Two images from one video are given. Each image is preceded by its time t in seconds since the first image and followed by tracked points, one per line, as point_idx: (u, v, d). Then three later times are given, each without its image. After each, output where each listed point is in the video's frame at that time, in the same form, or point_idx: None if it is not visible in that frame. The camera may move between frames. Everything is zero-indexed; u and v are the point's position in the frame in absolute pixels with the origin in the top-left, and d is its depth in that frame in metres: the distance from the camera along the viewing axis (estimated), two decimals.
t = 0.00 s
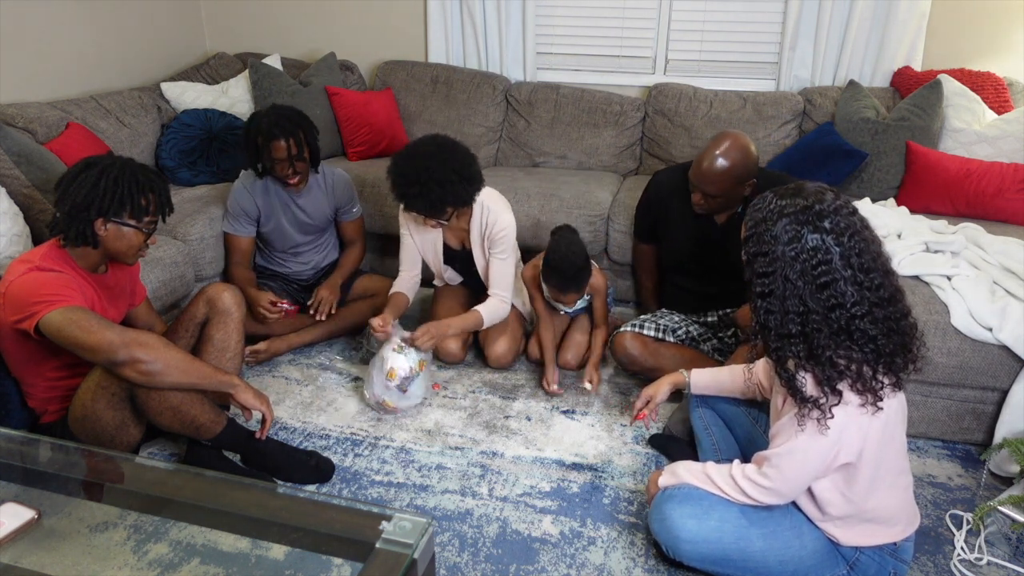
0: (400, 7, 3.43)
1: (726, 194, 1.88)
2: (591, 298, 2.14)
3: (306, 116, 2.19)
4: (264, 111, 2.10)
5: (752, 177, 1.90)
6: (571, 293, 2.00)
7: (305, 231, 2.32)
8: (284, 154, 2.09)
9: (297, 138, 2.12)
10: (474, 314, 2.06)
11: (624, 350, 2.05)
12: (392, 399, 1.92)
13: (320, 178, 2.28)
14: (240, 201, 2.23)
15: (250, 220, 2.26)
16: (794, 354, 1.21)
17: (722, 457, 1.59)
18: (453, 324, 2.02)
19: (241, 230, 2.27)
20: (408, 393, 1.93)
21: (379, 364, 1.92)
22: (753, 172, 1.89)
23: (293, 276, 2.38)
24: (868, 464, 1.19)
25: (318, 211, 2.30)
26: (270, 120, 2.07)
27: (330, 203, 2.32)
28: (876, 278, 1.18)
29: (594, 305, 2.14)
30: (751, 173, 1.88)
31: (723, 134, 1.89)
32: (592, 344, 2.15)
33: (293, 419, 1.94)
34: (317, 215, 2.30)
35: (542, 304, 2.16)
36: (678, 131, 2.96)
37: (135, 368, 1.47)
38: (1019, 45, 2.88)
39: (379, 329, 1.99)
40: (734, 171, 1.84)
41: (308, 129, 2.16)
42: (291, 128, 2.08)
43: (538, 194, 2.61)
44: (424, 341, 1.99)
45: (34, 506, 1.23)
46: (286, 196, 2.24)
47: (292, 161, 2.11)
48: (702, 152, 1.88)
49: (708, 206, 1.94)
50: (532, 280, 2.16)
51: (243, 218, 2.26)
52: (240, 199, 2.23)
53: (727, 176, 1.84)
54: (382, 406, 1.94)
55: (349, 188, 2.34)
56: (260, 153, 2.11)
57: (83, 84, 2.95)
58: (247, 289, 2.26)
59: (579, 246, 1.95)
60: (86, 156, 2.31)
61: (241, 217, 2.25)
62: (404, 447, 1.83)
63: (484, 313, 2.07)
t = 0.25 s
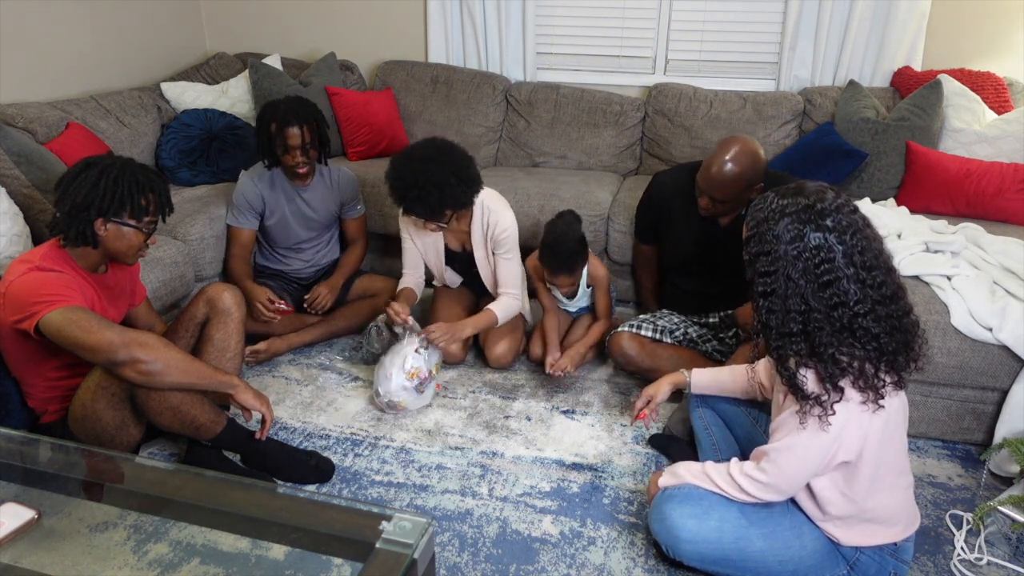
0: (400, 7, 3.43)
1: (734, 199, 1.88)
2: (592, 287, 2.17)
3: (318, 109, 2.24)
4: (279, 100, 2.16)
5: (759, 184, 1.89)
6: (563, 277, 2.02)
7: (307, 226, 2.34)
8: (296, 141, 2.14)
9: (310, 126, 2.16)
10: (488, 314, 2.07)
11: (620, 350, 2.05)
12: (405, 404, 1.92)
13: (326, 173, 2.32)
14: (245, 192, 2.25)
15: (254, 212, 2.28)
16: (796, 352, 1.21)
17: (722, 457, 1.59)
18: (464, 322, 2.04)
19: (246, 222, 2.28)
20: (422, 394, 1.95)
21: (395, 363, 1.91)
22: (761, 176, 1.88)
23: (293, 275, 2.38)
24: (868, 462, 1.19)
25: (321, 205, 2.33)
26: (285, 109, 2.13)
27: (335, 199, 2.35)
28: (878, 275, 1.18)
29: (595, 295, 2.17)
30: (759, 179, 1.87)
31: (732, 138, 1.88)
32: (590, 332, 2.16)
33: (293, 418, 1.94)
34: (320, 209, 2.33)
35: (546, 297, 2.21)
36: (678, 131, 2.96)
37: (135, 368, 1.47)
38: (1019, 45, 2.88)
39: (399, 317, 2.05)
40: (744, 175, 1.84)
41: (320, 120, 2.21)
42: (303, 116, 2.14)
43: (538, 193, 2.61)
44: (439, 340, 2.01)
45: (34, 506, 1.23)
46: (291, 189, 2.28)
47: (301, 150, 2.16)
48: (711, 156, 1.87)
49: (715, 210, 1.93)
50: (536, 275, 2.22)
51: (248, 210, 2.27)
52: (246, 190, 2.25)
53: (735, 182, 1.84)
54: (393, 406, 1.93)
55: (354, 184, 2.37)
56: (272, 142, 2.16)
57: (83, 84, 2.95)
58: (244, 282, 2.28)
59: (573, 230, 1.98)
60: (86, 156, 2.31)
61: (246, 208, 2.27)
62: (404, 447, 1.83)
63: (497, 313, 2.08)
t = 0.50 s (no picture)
0: (400, 7, 3.43)
1: (726, 211, 1.88)
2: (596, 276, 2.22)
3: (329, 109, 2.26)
4: (290, 95, 2.19)
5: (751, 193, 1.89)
6: (561, 254, 2.00)
7: (309, 223, 2.34)
8: (304, 136, 2.15)
9: (319, 122, 2.18)
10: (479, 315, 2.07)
11: (622, 349, 2.05)
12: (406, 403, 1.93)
13: (330, 171, 2.33)
14: (248, 187, 2.25)
15: (256, 207, 2.27)
16: (798, 351, 1.21)
17: (723, 457, 1.59)
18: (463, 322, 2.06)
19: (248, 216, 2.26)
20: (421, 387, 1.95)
21: (388, 363, 1.89)
22: (752, 186, 1.88)
23: (294, 274, 2.39)
24: (869, 462, 1.19)
25: (324, 204, 2.33)
26: (293, 104, 2.15)
27: (337, 197, 2.35)
28: (880, 274, 1.18)
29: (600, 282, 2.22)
30: (750, 189, 1.87)
31: (721, 150, 1.88)
32: (594, 323, 2.21)
33: (293, 418, 1.94)
34: (323, 207, 2.33)
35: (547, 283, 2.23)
36: (678, 131, 2.96)
37: (135, 368, 1.47)
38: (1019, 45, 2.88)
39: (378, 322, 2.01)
40: (735, 186, 1.84)
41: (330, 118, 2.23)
42: (313, 112, 2.16)
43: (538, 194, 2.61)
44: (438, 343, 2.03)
45: (34, 506, 1.23)
46: (295, 185, 2.28)
47: (306, 146, 2.17)
48: (702, 168, 1.87)
49: (709, 221, 1.94)
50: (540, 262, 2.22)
51: (250, 205, 2.26)
52: (250, 185, 2.25)
53: (728, 194, 1.84)
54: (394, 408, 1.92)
55: (356, 183, 2.38)
56: (280, 135, 2.17)
57: (82, 84, 2.95)
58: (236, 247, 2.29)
59: (578, 209, 1.99)
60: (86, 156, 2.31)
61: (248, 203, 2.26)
62: (404, 447, 1.83)
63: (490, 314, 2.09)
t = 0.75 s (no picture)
0: (400, 7, 3.43)
1: (720, 203, 1.88)
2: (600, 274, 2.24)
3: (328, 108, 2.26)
4: (289, 94, 2.18)
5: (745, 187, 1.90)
6: (567, 244, 1.98)
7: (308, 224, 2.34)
8: (303, 135, 2.16)
9: (319, 121, 2.18)
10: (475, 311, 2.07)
11: (621, 360, 2.05)
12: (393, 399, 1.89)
13: (328, 171, 2.33)
14: (247, 188, 2.24)
15: (256, 209, 2.27)
16: (798, 351, 1.21)
17: (723, 457, 1.59)
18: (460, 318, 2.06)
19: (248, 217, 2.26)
20: (409, 387, 1.92)
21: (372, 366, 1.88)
22: (745, 179, 1.89)
23: (293, 274, 2.39)
24: (869, 462, 1.19)
25: (324, 203, 2.33)
26: (293, 103, 2.15)
27: (337, 197, 2.35)
28: (880, 274, 1.18)
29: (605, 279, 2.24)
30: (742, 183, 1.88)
31: (716, 142, 1.88)
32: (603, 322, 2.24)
33: (292, 418, 1.94)
34: (322, 207, 2.33)
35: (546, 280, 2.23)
36: (678, 131, 2.96)
37: (135, 368, 1.47)
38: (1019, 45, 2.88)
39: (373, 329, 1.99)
40: (729, 180, 1.84)
41: (330, 117, 2.24)
42: (314, 111, 2.16)
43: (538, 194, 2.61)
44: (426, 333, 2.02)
45: (34, 507, 1.23)
46: (294, 186, 2.28)
47: (305, 145, 2.17)
48: (696, 161, 1.87)
49: (701, 214, 1.93)
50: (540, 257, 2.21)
51: (249, 206, 2.26)
52: (248, 186, 2.24)
53: (722, 186, 1.84)
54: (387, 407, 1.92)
55: (355, 182, 2.38)
56: (279, 135, 2.17)
57: (82, 84, 2.95)
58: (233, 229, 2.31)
59: (585, 198, 2.00)
60: (86, 156, 2.31)
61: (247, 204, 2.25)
62: (404, 447, 1.83)
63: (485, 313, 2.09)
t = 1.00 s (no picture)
0: (400, 7, 3.43)
1: (740, 200, 1.88)
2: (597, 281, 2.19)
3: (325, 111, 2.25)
4: (284, 98, 2.18)
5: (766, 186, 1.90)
6: (568, 252, 1.96)
7: (308, 225, 2.35)
8: (298, 138, 2.15)
9: (314, 123, 2.17)
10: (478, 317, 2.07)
11: (627, 347, 2.04)
12: (399, 412, 1.91)
13: (328, 172, 2.33)
14: (247, 190, 2.25)
15: (256, 211, 2.28)
16: (797, 351, 1.21)
17: (723, 457, 1.59)
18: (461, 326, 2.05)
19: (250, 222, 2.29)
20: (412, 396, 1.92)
21: (377, 382, 1.85)
22: (767, 178, 1.88)
23: (293, 275, 2.39)
24: (869, 462, 1.19)
25: (323, 204, 2.33)
26: (287, 106, 2.14)
27: (336, 198, 2.35)
28: (879, 274, 1.18)
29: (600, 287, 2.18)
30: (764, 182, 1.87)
31: (738, 140, 1.88)
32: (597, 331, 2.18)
33: (292, 418, 1.94)
34: (321, 208, 2.34)
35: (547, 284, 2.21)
36: (678, 131, 2.96)
37: (135, 369, 1.47)
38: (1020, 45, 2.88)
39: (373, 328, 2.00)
40: (750, 179, 1.84)
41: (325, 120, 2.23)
42: (308, 113, 2.15)
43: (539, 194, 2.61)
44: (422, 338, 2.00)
45: (34, 506, 1.23)
46: (294, 188, 2.29)
47: (302, 147, 2.16)
48: (717, 159, 1.87)
49: (722, 211, 1.93)
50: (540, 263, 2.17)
51: (250, 209, 2.27)
52: (248, 188, 2.25)
53: (742, 184, 1.84)
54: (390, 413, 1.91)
55: (355, 183, 2.38)
56: (275, 138, 2.17)
57: (82, 84, 2.95)
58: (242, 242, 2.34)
59: (585, 207, 1.98)
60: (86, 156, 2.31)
61: (247, 207, 2.27)
62: (404, 447, 1.83)
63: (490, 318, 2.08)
